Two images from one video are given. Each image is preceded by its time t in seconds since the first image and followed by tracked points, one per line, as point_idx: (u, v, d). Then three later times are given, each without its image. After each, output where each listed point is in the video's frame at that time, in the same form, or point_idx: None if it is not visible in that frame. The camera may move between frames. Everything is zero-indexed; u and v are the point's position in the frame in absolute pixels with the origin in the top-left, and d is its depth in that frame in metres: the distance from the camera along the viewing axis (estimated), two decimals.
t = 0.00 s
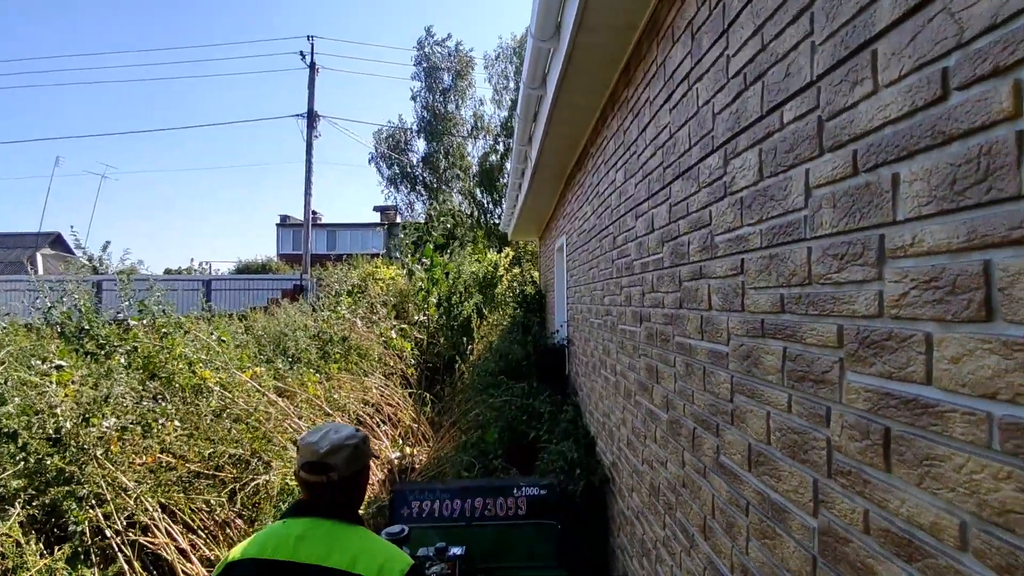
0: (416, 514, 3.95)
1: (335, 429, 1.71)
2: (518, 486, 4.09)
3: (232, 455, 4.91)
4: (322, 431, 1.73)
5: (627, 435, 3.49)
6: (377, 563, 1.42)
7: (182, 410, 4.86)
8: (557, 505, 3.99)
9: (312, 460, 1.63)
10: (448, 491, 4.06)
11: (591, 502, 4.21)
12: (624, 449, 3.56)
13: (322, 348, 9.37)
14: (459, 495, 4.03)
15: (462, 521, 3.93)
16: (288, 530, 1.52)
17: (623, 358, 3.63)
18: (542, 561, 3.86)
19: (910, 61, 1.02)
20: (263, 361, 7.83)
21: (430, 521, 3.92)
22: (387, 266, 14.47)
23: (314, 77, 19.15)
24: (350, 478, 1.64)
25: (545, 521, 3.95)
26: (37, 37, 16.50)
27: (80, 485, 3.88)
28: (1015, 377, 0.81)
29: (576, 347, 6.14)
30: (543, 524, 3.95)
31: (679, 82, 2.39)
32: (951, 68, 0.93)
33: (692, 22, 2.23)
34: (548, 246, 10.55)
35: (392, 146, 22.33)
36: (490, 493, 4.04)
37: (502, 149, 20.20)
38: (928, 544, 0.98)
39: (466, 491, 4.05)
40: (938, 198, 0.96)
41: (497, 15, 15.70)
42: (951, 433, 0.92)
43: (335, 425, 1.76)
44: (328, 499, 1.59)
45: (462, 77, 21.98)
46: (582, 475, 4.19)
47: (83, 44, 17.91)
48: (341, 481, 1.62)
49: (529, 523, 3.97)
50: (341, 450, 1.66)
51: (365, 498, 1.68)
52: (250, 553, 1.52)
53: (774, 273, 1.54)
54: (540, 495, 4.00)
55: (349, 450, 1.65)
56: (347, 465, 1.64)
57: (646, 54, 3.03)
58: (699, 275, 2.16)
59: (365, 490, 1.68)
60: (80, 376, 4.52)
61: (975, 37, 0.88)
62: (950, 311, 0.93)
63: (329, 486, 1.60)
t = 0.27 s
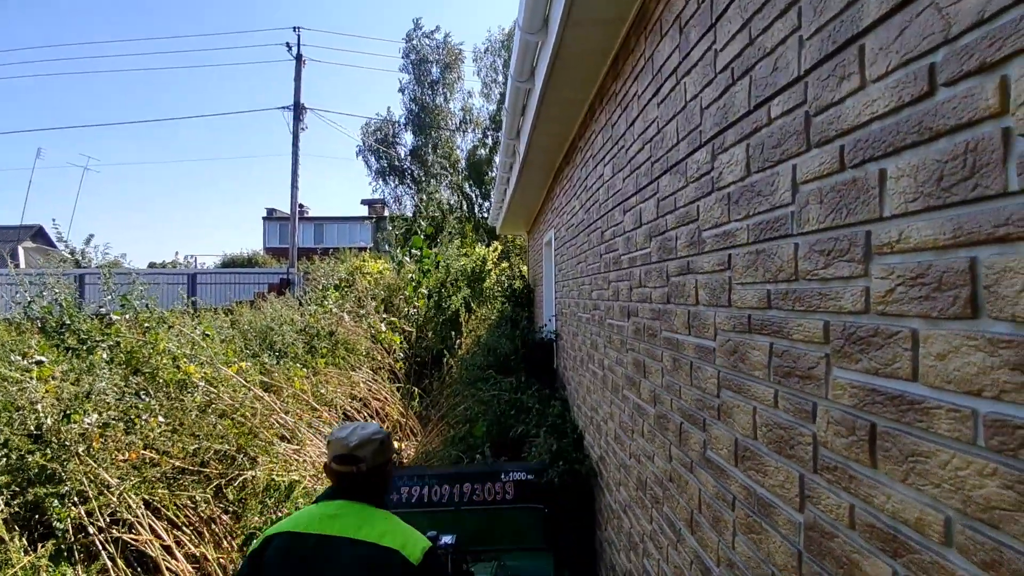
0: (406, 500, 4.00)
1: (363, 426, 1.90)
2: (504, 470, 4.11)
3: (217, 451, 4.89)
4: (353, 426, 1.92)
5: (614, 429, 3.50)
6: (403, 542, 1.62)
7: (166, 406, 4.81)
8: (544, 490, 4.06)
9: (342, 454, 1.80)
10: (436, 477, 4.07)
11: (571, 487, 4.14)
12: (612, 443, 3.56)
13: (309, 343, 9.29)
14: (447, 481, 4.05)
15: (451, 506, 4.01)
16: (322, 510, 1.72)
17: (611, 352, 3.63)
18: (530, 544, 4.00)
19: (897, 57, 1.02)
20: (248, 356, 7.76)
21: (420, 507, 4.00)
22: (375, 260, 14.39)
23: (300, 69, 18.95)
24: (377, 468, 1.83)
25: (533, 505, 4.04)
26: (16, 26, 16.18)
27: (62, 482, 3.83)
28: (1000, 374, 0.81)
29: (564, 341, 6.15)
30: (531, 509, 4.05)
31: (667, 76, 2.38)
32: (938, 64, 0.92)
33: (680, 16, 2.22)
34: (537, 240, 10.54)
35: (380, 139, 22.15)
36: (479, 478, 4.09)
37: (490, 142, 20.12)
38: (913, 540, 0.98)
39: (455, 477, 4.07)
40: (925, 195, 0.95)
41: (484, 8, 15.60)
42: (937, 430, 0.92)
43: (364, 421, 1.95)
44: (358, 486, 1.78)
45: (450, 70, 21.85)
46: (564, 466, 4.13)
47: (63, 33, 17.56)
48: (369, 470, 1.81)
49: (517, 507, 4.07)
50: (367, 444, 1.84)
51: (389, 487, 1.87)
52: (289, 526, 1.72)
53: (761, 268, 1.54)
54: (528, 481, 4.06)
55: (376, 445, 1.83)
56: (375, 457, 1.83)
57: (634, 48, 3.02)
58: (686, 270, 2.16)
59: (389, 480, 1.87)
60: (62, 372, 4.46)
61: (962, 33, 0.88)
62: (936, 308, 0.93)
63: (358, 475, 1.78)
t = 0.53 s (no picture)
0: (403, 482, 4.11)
1: (396, 433, 2.10)
2: (500, 453, 4.23)
3: (210, 442, 4.89)
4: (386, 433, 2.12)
5: (612, 420, 3.51)
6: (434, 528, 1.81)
7: (158, 397, 4.77)
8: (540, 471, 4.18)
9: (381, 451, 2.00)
10: (433, 459, 4.15)
11: (565, 478, 4.19)
12: (609, 434, 3.58)
13: (302, 334, 9.21)
14: (444, 462, 4.15)
15: (449, 488, 4.11)
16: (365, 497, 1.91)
17: (609, 343, 3.64)
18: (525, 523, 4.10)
19: (913, 42, 1.02)
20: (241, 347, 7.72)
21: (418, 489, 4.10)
22: (366, 252, 14.32)
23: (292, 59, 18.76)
24: (409, 468, 2.03)
25: (528, 485, 4.16)
26: None
27: (54, 473, 3.78)
28: (1018, 356, 0.82)
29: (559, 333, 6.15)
30: (526, 489, 4.17)
31: (670, 65, 2.38)
32: (957, 48, 0.93)
33: (684, 5, 2.22)
34: (530, 233, 10.54)
35: (371, 131, 22.00)
36: (475, 460, 4.18)
37: (482, 135, 20.04)
38: (925, 523, 0.99)
39: (451, 459, 4.17)
40: (941, 180, 0.96)
41: None
42: (951, 413, 0.93)
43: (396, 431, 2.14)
44: (392, 482, 1.97)
45: (442, 61, 21.71)
46: (559, 462, 4.11)
47: (48, 19, 17.25)
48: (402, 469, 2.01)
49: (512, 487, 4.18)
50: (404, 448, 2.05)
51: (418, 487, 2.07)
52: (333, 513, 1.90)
53: (768, 256, 1.54)
54: (523, 462, 4.19)
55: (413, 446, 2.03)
56: (408, 457, 2.02)
57: (635, 38, 3.01)
58: (689, 259, 2.16)
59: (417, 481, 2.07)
60: (53, 362, 4.40)
61: (982, 17, 0.88)
62: (952, 291, 0.93)
63: (394, 472, 1.98)
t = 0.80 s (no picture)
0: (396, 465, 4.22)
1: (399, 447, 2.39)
2: (492, 438, 4.28)
3: (199, 434, 4.87)
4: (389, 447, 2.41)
5: (604, 411, 3.53)
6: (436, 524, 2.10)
7: (147, 387, 4.73)
8: (530, 456, 4.24)
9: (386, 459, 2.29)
10: (425, 444, 4.25)
11: (560, 461, 4.29)
12: (601, 425, 3.59)
13: (291, 326, 9.20)
14: (437, 446, 4.25)
15: (441, 471, 4.21)
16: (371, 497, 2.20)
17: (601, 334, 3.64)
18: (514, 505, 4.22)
19: (915, 30, 1.02)
20: (229, 338, 7.66)
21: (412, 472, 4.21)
22: (356, 244, 14.24)
23: (282, 48, 18.57)
24: (411, 476, 2.33)
25: (519, 469, 4.24)
26: None
27: (41, 464, 3.73)
28: (1016, 340, 0.83)
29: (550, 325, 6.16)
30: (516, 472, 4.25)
31: (666, 56, 2.38)
32: (959, 35, 0.93)
33: None
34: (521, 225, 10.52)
35: (362, 122, 21.84)
36: (466, 445, 4.25)
37: (473, 128, 19.95)
38: (919, 506, 1.00)
39: (443, 443, 4.25)
40: (941, 166, 0.96)
41: None
42: (948, 397, 0.94)
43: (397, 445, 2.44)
44: (397, 487, 2.27)
45: (434, 53, 21.57)
46: (556, 442, 4.24)
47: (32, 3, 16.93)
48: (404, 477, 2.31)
49: (503, 471, 4.28)
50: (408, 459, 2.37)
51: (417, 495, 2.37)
52: (341, 512, 2.18)
53: (764, 245, 1.55)
54: (514, 447, 4.25)
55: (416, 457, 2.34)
56: (411, 466, 2.32)
57: (631, 28, 3.01)
58: (684, 249, 2.17)
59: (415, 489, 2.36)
60: (39, 352, 4.33)
61: (985, 4, 0.88)
62: (951, 278, 0.94)
63: (398, 478, 2.27)
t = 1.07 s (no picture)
0: (382, 450, 4.28)
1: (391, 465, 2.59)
2: (477, 424, 4.34)
3: (179, 428, 4.81)
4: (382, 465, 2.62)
5: (586, 405, 3.54)
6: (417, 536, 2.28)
7: (126, 381, 4.66)
8: (514, 443, 4.29)
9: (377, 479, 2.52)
10: (410, 430, 4.31)
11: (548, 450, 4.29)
12: (584, 419, 3.60)
13: (275, 320, 9.12)
14: (422, 433, 4.30)
15: (425, 456, 4.28)
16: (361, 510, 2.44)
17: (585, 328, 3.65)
18: (499, 489, 4.29)
19: (889, 27, 1.03)
20: (212, 332, 7.58)
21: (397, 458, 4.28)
22: (342, 237, 14.14)
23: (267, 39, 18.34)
24: (401, 494, 2.54)
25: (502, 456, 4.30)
26: None
27: (16, 459, 3.67)
28: (982, 335, 0.84)
29: (535, 320, 6.16)
30: (500, 459, 4.31)
31: (649, 51, 2.38)
32: (932, 32, 0.93)
33: None
34: (508, 220, 10.50)
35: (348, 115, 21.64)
36: (451, 432, 4.32)
37: (462, 122, 19.86)
38: (888, 499, 1.01)
39: (428, 430, 4.31)
40: (913, 163, 0.97)
41: None
42: (916, 392, 0.95)
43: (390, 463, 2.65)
44: (387, 504, 2.50)
45: (422, 46, 21.42)
46: (542, 432, 4.25)
47: None
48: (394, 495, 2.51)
49: (488, 458, 4.33)
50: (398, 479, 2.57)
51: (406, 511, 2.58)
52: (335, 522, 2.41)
53: (742, 241, 1.56)
54: (498, 434, 4.31)
55: (405, 476, 2.55)
56: (401, 485, 2.53)
57: (615, 23, 3.00)
58: (665, 244, 2.17)
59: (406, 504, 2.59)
60: (16, 345, 4.25)
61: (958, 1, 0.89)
62: (921, 273, 0.95)
63: (389, 495, 2.50)
